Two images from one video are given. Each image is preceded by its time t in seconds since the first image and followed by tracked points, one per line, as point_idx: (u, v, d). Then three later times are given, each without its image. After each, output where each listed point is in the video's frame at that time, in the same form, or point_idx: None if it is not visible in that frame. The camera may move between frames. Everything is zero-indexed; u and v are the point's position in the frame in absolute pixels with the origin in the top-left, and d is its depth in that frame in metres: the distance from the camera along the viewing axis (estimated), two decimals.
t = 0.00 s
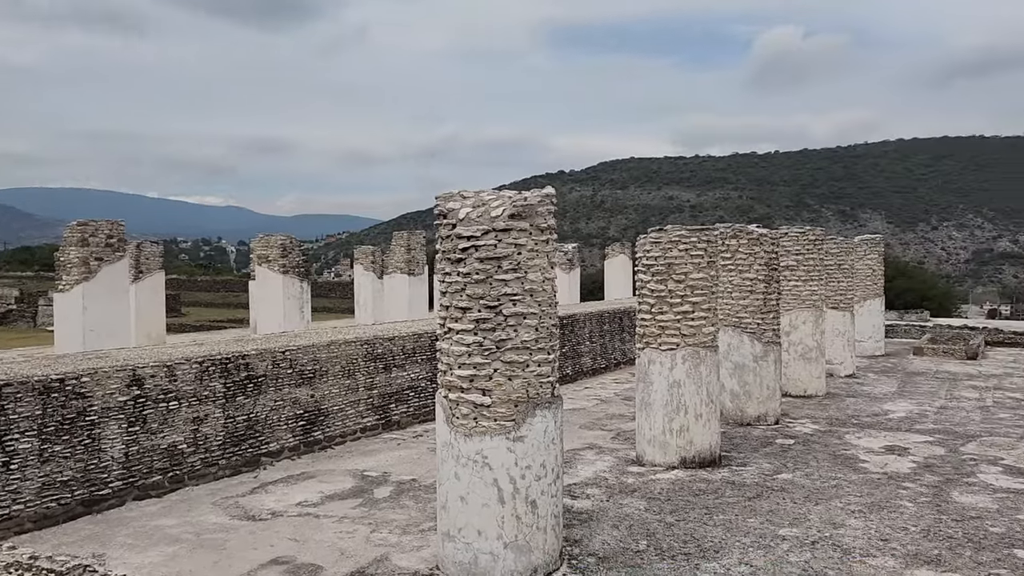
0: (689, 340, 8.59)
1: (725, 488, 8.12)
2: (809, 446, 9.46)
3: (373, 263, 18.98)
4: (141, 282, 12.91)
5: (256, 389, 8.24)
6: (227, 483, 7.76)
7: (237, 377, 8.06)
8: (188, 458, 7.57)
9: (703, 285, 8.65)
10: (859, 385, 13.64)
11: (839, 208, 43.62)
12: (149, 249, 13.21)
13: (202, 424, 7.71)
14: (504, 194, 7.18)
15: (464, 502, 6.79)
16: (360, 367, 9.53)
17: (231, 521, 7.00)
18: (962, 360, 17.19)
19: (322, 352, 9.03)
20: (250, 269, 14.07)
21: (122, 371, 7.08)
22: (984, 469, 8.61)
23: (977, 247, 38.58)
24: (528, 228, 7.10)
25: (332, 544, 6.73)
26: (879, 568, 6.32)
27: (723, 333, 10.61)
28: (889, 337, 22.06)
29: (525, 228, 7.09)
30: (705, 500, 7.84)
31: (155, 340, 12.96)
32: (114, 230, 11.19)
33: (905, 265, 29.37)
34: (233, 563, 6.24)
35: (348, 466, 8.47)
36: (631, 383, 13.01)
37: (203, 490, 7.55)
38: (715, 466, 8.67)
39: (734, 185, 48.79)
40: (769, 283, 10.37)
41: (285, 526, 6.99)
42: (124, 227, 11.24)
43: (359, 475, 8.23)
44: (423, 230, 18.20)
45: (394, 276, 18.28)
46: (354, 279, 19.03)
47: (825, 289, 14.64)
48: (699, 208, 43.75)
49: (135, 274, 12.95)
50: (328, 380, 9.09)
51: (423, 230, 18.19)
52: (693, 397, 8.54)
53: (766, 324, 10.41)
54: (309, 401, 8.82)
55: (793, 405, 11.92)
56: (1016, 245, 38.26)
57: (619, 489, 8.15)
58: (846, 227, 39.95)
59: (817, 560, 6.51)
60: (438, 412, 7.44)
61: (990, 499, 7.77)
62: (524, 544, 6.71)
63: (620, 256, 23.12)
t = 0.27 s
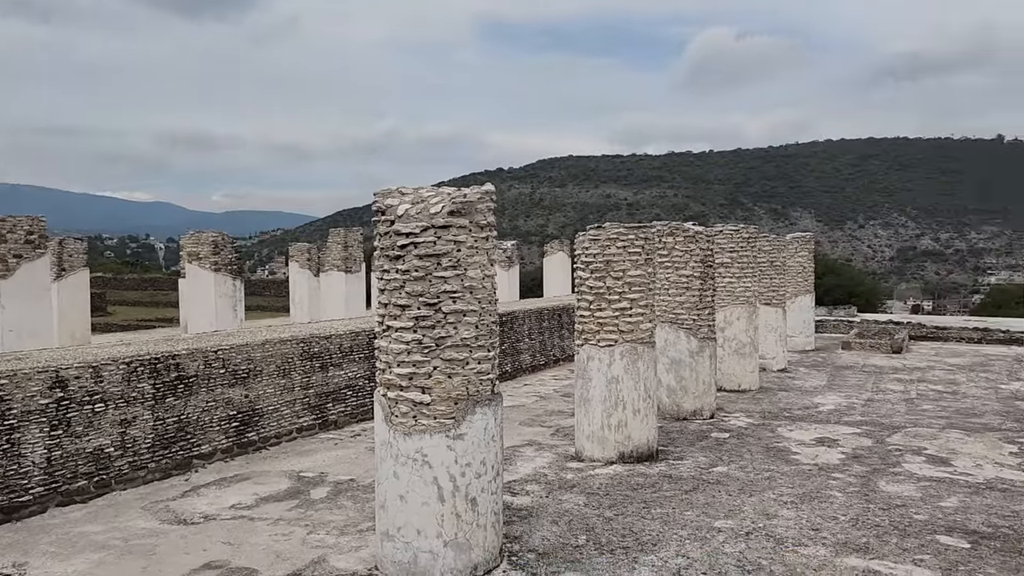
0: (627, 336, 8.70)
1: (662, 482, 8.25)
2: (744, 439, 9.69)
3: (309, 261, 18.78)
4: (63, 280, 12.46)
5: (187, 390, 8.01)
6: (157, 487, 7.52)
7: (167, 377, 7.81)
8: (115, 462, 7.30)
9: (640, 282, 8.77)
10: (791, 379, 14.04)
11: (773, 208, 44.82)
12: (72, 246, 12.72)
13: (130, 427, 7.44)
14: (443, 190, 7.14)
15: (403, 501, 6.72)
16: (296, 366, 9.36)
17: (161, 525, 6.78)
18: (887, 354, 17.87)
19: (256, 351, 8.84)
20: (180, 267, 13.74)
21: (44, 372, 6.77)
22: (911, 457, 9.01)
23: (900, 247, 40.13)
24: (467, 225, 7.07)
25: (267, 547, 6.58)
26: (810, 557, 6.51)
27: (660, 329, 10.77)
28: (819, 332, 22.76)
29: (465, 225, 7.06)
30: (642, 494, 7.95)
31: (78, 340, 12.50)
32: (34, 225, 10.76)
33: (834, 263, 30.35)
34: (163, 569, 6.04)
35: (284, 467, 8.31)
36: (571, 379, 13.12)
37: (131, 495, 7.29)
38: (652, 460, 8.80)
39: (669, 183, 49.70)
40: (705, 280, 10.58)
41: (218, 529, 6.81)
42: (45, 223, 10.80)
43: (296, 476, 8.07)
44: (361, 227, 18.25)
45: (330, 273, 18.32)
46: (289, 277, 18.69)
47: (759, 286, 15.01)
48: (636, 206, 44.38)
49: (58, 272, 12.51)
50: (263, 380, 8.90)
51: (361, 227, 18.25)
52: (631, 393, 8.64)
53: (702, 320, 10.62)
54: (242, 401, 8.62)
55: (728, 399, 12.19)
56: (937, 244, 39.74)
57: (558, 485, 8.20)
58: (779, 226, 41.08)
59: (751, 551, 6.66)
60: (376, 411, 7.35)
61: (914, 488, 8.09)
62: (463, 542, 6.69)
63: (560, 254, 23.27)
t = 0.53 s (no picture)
0: (568, 334, 8.76)
1: (602, 478, 8.33)
2: (682, 434, 9.85)
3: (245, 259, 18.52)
4: None
5: (116, 392, 7.75)
6: (84, 493, 7.25)
7: (94, 379, 7.55)
8: (38, 468, 7.01)
9: (581, 280, 8.84)
10: (727, 375, 14.35)
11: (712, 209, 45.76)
12: None
13: (54, 431, 7.16)
14: (382, 187, 7.07)
15: (341, 502, 6.62)
16: (230, 366, 9.16)
17: (88, 532, 6.54)
18: (819, 350, 18.43)
19: (189, 351, 8.62)
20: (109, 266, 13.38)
21: None
22: (841, 450, 9.28)
23: (830, 246, 41.22)
24: (407, 222, 7.02)
25: (201, 551, 6.40)
26: (745, 548, 6.65)
27: (601, 327, 10.87)
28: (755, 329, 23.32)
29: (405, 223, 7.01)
30: (583, 491, 8.01)
31: None
32: None
33: (769, 262, 31.14)
34: None
35: (218, 470, 8.11)
36: (512, 378, 13.15)
37: (56, 501, 7.01)
38: (593, 456, 8.88)
39: (608, 182, 50.22)
40: (644, 278, 10.73)
41: (148, 535, 6.60)
42: None
43: (231, 478, 7.89)
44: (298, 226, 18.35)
45: (267, 271, 18.25)
46: (224, 276, 18.32)
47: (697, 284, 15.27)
48: (577, 205, 44.76)
49: None
50: (196, 380, 8.68)
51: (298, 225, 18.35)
52: (572, 390, 8.71)
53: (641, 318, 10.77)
54: (175, 403, 8.39)
55: (667, 395, 12.38)
56: (866, 243, 40.98)
57: (499, 483, 8.20)
58: (716, 225, 41.93)
59: (689, 544, 6.77)
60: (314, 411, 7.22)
61: (845, 480, 8.34)
62: (404, 542, 6.63)
63: (501, 252, 23.33)
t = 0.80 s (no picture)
0: (511, 333, 8.77)
1: (546, 476, 8.36)
2: (625, 432, 9.96)
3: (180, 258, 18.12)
4: None
5: (43, 397, 7.48)
6: (8, 502, 6.98)
7: (19, 383, 7.26)
8: None
9: (525, 279, 8.86)
10: (670, 373, 14.57)
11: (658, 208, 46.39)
12: None
13: None
14: (322, 186, 6.97)
15: (281, 506, 6.51)
16: (165, 369, 8.93)
17: (13, 542, 6.29)
18: (758, 347, 18.86)
19: (121, 354, 8.37)
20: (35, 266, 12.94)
21: None
22: (779, 445, 9.50)
23: (770, 245, 42.23)
24: (348, 221, 6.93)
25: (133, 559, 6.22)
26: (687, 544, 6.75)
27: (545, 326, 10.91)
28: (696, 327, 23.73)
29: (345, 222, 6.92)
30: (526, 489, 8.03)
31: None
32: None
33: (710, 261, 31.71)
34: None
35: (153, 475, 7.90)
36: (456, 378, 13.13)
37: None
38: (537, 455, 8.91)
39: (552, 181, 50.57)
40: (587, 277, 10.82)
41: (78, 543, 6.39)
42: None
43: (165, 484, 7.69)
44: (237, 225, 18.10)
45: (203, 271, 17.95)
46: (158, 276, 17.89)
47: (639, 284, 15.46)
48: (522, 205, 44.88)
49: None
50: (128, 384, 8.44)
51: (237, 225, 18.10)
52: (516, 389, 8.72)
53: (585, 317, 10.85)
54: (106, 407, 8.14)
55: (611, 394, 12.50)
56: (803, 243, 42.14)
57: (442, 484, 8.16)
58: (659, 225, 42.52)
59: (631, 540, 6.84)
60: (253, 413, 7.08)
61: (783, 474, 8.54)
62: (345, 545, 6.55)
63: (445, 251, 23.27)
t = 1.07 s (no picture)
0: (458, 334, 8.75)
1: (493, 477, 8.36)
2: (572, 432, 10.02)
3: (117, 259, 17.66)
4: None
5: None
6: None
7: None
8: None
9: (471, 280, 8.86)
10: (616, 372, 14.72)
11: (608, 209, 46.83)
12: None
13: None
14: (264, 185, 6.86)
15: (222, 512, 6.38)
16: (100, 373, 8.68)
17: None
18: (703, 346, 19.19)
19: (53, 358, 8.11)
20: None
21: None
22: (723, 443, 9.67)
23: (714, 248, 42.76)
24: (291, 222, 6.83)
25: (67, 570, 6.03)
26: (633, 541, 6.83)
27: (492, 327, 10.91)
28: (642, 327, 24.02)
29: (288, 222, 6.82)
30: (474, 491, 8.02)
31: None
32: None
33: (656, 261, 32.12)
34: None
35: (88, 483, 7.68)
36: (402, 379, 13.05)
37: None
38: (484, 456, 8.91)
39: (502, 182, 50.61)
40: (534, 278, 10.86)
41: (8, 555, 6.17)
42: None
43: (101, 492, 7.48)
44: (177, 225, 17.71)
45: (141, 273, 17.53)
46: (94, 278, 17.53)
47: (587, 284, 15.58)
48: (469, 205, 44.82)
49: None
50: (62, 389, 8.18)
51: (177, 225, 17.71)
52: (463, 390, 8.71)
53: (532, 317, 10.90)
54: (38, 413, 7.87)
55: (559, 394, 12.57)
56: (746, 245, 42.90)
57: (389, 487, 8.10)
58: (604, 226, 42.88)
59: (578, 539, 6.89)
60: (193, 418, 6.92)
61: (727, 471, 8.69)
62: (289, 551, 6.45)
63: (391, 252, 23.12)
